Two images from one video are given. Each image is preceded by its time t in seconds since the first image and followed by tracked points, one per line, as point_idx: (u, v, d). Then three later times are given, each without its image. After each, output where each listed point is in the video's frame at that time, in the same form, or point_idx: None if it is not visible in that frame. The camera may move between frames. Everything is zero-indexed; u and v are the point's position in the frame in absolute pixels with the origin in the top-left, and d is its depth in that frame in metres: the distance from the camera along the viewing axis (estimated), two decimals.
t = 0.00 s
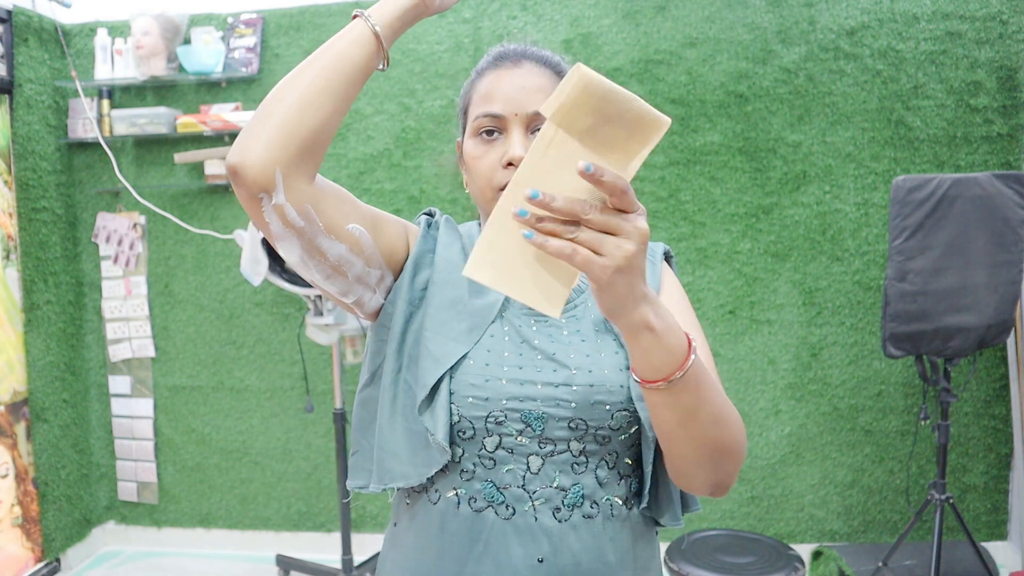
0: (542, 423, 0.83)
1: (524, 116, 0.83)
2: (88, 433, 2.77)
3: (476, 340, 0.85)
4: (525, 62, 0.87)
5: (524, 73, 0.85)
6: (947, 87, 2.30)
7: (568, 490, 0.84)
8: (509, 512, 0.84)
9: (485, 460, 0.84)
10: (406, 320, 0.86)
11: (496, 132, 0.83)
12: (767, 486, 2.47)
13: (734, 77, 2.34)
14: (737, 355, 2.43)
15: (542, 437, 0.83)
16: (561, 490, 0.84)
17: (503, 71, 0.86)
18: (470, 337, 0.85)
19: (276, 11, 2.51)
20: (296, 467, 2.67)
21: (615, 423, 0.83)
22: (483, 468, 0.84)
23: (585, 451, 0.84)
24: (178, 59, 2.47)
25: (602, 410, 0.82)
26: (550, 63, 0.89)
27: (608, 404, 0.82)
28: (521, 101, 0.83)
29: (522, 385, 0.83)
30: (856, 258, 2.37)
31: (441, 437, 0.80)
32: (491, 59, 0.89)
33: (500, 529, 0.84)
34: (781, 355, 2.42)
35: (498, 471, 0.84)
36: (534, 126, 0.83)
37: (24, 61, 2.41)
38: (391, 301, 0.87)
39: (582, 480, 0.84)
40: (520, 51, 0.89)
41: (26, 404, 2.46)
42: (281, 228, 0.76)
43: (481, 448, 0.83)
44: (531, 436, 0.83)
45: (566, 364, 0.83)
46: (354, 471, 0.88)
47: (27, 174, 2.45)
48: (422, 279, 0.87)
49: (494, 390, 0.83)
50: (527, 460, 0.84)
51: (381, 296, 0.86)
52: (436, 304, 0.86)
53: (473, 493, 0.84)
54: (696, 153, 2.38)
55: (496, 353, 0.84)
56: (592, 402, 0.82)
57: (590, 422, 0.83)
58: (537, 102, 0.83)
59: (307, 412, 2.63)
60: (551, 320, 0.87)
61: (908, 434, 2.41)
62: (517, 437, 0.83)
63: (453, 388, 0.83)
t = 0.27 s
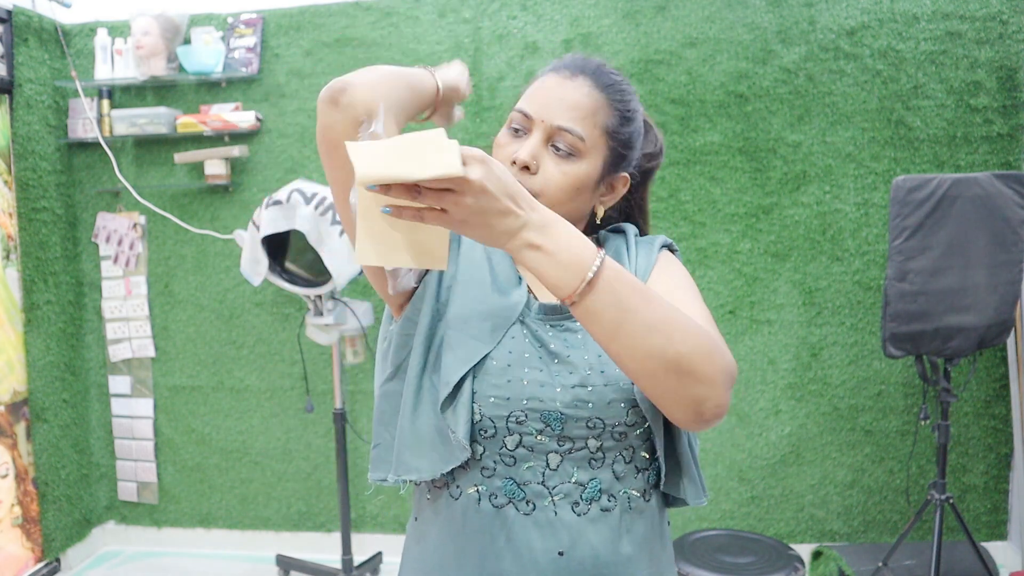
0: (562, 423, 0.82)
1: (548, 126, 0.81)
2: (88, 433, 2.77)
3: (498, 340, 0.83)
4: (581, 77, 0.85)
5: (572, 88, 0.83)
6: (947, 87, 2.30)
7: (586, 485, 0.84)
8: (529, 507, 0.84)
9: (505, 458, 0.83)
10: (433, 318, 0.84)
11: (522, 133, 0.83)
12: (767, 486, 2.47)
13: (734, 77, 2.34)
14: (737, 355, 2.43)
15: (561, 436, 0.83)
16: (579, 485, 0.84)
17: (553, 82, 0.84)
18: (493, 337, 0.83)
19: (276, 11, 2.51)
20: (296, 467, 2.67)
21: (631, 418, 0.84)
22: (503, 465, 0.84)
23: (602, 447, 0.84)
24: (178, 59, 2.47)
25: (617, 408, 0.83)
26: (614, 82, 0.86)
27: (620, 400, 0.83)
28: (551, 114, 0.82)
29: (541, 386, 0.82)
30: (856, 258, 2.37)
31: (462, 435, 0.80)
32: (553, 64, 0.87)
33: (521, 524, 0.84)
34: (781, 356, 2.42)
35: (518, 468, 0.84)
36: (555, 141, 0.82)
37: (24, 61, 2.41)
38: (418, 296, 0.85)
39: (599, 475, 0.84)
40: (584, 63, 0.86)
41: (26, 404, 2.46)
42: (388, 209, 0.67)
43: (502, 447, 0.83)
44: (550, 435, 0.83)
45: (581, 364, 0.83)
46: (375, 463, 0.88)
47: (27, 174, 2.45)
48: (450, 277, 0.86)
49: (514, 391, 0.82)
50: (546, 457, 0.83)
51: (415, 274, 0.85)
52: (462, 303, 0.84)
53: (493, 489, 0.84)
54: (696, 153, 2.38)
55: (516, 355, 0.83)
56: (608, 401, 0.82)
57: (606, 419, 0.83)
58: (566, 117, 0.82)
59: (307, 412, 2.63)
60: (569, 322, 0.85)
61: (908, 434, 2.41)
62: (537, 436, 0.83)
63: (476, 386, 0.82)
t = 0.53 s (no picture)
0: (566, 420, 0.80)
1: (562, 124, 0.80)
2: (88, 433, 2.77)
3: (503, 338, 0.81)
4: (599, 79, 0.83)
5: (589, 87, 0.82)
6: (947, 86, 2.30)
7: (591, 480, 0.81)
8: (533, 505, 0.81)
9: (508, 455, 0.81)
10: (440, 311, 0.83)
11: (534, 128, 0.81)
12: (767, 486, 2.47)
13: (734, 77, 2.34)
14: (737, 355, 2.43)
15: (565, 433, 0.80)
16: (585, 481, 0.81)
17: (570, 81, 0.83)
18: (498, 335, 0.81)
19: (276, 11, 2.51)
20: (296, 467, 2.67)
21: (633, 413, 0.81)
22: (507, 463, 0.81)
23: (606, 442, 0.81)
24: (178, 59, 2.47)
25: (620, 401, 0.80)
26: (631, 87, 0.85)
27: (623, 394, 0.80)
28: (566, 113, 0.80)
29: (546, 384, 0.80)
30: (856, 258, 2.37)
31: (462, 431, 0.78)
32: (570, 63, 0.85)
33: (526, 523, 0.81)
34: (781, 356, 2.42)
35: (522, 466, 0.81)
36: (568, 141, 0.81)
37: (24, 61, 2.41)
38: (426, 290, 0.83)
39: (604, 470, 0.82)
40: (602, 64, 0.84)
41: (26, 404, 2.46)
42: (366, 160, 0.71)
43: (505, 444, 0.81)
44: (554, 433, 0.80)
45: (583, 360, 0.80)
46: (378, 458, 0.86)
47: (27, 174, 2.45)
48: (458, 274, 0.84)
49: (518, 389, 0.79)
50: (551, 454, 0.81)
51: (423, 262, 0.82)
52: (469, 299, 0.82)
53: (497, 488, 0.82)
54: (696, 153, 2.38)
55: (521, 353, 0.81)
56: (611, 395, 0.80)
57: (610, 413, 0.80)
58: (581, 117, 0.80)
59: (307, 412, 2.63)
60: (572, 318, 0.83)
61: (907, 434, 2.41)
62: (541, 434, 0.80)
63: (479, 383, 0.80)
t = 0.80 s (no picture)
0: (551, 399, 0.75)
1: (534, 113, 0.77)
2: (88, 433, 2.77)
3: (488, 315, 0.76)
4: (571, 71, 0.80)
5: (561, 79, 0.79)
6: (947, 86, 2.30)
7: (578, 462, 0.78)
8: (517, 488, 0.78)
9: (491, 436, 0.77)
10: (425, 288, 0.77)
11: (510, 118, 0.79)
12: (767, 486, 2.47)
13: (734, 77, 2.34)
14: (737, 355, 2.43)
15: (550, 412, 0.76)
16: (571, 463, 0.78)
17: (542, 74, 0.80)
18: (483, 313, 0.75)
19: (276, 11, 2.51)
20: (296, 467, 2.67)
21: (621, 391, 0.77)
22: (489, 444, 0.77)
23: (593, 422, 0.77)
24: (178, 59, 2.47)
25: (606, 377, 0.76)
26: (604, 77, 0.81)
27: (610, 370, 0.76)
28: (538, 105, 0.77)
29: (530, 360, 0.75)
30: (856, 258, 2.37)
31: (441, 407, 0.73)
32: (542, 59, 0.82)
33: (509, 506, 0.78)
34: (781, 355, 2.42)
35: (506, 447, 0.77)
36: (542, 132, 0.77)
37: (24, 61, 2.41)
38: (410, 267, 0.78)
39: (591, 451, 0.78)
40: (575, 58, 0.82)
41: (26, 404, 2.46)
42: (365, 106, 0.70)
43: (488, 424, 0.77)
44: (539, 412, 0.76)
45: (569, 334, 0.76)
46: (355, 443, 0.81)
47: (27, 174, 2.45)
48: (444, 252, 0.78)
49: (501, 365, 0.75)
50: (535, 434, 0.77)
51: (408, 230, 0.77)
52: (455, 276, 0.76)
53: (479, 470, 0.78)
54: (696, 153, 2.38)
55: (506, 329, 0.76)
56: (597, 371, 0.76)
57: (596, 391, 0.76)
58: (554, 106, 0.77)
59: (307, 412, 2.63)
60: (555, 296, 0.78)
61: (908, 435, 2.41)
62: (525, 413, 0.76)
63: (462, 360, 0.75)
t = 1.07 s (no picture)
0: (514, 395, 0.75)
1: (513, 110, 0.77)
2: (88, 433, 2.77)
3: (456, 309, 0.76)
4: (551, 68, 0.80)
5: (540, 76, 0.79)
6: (947, 86, 2.30)
7: (541, 460, 0.77)
8: (480, 483, 0.77)
9: (454, 431, 0.77)
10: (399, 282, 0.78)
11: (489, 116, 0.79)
12: (767, 486, 2.47)
13: (734, 77, 2.34)
14: (737, 355, 2.43)
15: (513, 408, 0.76)
16: (534, 461, 0.77)
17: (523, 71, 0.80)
18: (452, 306, 0.76)
19: (276, 11, 2.51)
20: (296, 467, 2.67)
21: (587, 391, 0.77)
22: (452, 438, 0.77)
23: (558, 420, 0.77)
24: (178, 59, 2.47)
25: (572, 376, 0.75)
26: (584, 75, 0.82)
27: (575, 369, 0.76)
28: (517, 100, 0.77)
29: (495, 356, 0.75)
30: (856, 258, 2.37)
31: (404, 398, 0.73)
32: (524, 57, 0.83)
33: (472, 501, 0.78)
34: (781, 355, 2.42)
35: (468, 441, 0.77)
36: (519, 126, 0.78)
37: (24, 61, 2.41)
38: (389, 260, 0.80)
39: (555, 451, 0.77)
40: (555, 56, 0.82)
41: (26, 404, 2.46)
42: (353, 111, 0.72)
43: (451, 419, 0.77)
44: (502, 408, 0.76)
45: (536, 331, 0.76)
46: (327, 435, 0.82)
47: (27, 174, 2.45)
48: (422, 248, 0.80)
49: (465, 359, 0.75)
50: (498, 431, 0.77)
51: (391, 225, 0.79)
52: (427, 268, 0.77)
53: (442, 464, 0.78)
54: (696, 153, 2.37)
55: (473, 325, 0.76)
56: (561, 369, 0.75)
57: (562, 390, 0.75)
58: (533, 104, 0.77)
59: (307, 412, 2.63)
60: (526, 293, 0.79)
61: (908, 435, 2.41)
62: (488, 408, 0.76)
63: (427, 353, 0.76)
